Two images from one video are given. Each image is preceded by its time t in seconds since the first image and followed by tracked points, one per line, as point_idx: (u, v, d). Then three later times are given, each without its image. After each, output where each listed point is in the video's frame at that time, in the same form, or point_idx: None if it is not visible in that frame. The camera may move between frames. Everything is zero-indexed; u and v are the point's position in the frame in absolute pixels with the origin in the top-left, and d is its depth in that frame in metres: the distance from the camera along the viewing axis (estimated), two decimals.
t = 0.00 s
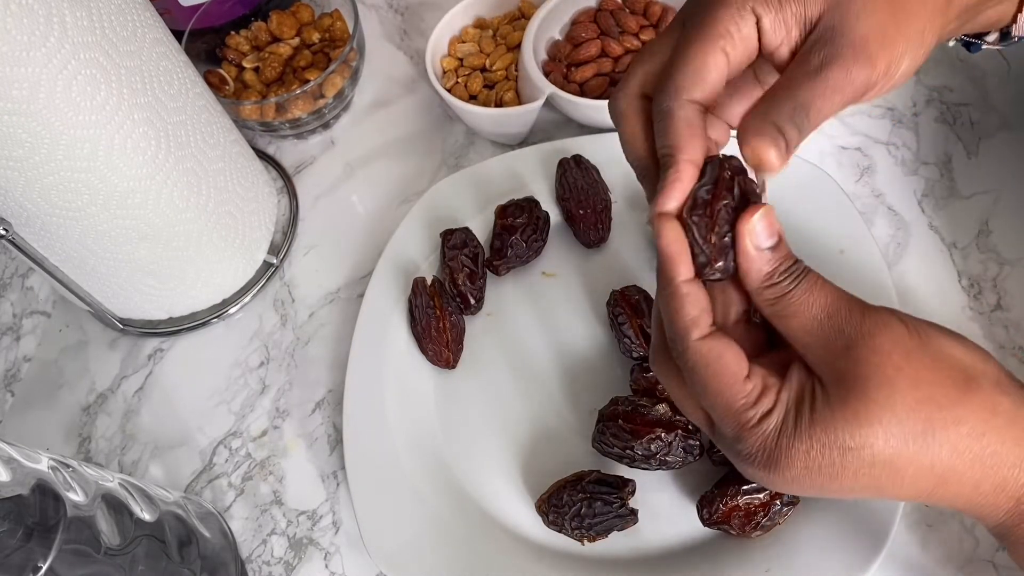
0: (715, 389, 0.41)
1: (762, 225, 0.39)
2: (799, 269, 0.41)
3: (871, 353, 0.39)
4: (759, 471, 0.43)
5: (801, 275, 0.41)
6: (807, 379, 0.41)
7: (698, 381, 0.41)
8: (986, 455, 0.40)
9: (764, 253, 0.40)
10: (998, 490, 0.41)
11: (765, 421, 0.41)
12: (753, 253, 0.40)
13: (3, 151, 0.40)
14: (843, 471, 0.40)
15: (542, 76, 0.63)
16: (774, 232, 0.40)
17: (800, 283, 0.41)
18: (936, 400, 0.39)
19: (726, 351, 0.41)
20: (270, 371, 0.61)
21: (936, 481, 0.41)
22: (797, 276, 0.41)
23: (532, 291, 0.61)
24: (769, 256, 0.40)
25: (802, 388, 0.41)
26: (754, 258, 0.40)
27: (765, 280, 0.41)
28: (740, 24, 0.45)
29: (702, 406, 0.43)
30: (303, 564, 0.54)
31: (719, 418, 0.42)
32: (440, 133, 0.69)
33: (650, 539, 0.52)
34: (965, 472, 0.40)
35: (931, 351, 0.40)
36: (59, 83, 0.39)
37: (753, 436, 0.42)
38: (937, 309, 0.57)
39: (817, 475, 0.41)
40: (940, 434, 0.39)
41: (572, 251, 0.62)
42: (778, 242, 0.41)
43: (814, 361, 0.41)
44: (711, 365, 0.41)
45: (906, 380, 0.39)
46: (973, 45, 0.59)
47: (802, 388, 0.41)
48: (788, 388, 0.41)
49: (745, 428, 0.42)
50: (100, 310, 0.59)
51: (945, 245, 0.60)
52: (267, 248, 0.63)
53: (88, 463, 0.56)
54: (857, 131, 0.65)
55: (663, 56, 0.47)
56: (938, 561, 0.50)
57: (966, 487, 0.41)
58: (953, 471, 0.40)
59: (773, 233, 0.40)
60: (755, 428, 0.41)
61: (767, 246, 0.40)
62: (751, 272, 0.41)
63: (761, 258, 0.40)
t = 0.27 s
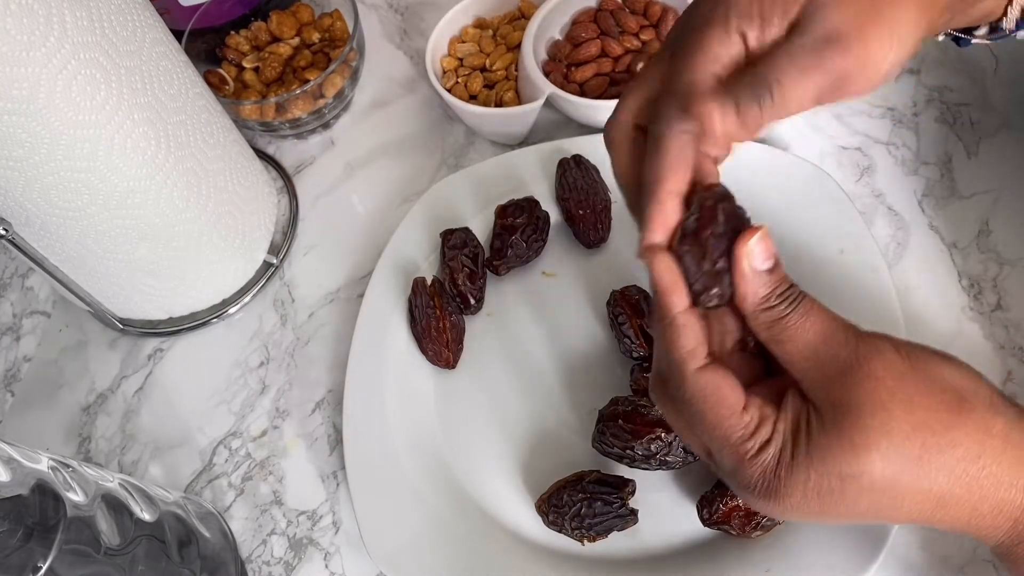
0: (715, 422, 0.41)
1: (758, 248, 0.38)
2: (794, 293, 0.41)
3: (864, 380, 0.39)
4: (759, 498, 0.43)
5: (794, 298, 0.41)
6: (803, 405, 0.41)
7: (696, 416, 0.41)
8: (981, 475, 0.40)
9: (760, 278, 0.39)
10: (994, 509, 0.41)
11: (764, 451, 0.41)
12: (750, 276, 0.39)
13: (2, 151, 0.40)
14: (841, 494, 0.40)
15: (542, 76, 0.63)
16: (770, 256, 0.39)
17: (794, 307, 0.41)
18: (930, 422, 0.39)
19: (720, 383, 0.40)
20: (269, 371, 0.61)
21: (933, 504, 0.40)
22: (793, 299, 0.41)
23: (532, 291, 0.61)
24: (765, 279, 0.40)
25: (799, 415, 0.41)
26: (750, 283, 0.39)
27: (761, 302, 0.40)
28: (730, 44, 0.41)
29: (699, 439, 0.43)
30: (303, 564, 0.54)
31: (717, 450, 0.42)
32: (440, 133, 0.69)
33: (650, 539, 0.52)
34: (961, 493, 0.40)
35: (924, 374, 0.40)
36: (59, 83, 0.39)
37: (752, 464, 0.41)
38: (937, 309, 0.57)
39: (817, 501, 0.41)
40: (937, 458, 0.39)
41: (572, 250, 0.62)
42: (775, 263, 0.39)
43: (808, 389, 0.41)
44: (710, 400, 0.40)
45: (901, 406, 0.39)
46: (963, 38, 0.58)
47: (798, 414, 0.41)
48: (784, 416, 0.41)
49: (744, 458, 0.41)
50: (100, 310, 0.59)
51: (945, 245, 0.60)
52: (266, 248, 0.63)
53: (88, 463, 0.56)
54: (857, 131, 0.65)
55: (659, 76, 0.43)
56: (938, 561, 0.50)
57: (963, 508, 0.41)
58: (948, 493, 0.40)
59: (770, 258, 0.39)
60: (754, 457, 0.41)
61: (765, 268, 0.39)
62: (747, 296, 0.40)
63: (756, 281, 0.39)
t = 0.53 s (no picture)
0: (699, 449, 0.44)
1: (766, 251, 0.39)
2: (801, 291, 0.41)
3: (869, 380, 0.41)
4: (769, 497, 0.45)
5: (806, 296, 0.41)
6: (800, 400, 0.43)
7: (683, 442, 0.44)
8: (984, 467, 0.42)
9: (767, 278, 0.40)
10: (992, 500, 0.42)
11: (758, 456, 0.43)
12: (753, 270, 0.40)
13: (2, 151, 0.40)
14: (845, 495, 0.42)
15: (541, 76, 0.63)
16: (777, 253, 0.40)
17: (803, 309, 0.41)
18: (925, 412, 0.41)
19: (689, 416, 0.44)
20: (269, 371, 0.61)
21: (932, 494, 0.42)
22: (800, 298, 0.41)
23: (532, 291, 0.61)
24: (772, 280, 0.41)
25: (795, 416, 0.43)
26: (755, 285, 0.41)
27: (767, 301, 0.41)
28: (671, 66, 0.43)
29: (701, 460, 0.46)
30: (303, 564, 0.54)
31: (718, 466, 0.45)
32: (440, 133, 0.69)
33: (650, 539, 0.52)
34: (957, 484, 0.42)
35: (928, 372, 0.42)
36: (59, 83, 0.39)
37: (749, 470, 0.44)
38: (937, 309, 0.57)
39: (820, 501, 0.43)
40: (940, 452, 0.41)
41: (571, 251, 0.62)
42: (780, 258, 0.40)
43: (813, 386, 0.42)
44: (685, 418, 0.44)
45: (903, 407, 0.40)
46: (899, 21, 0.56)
47: (794, 414, 0.43)
48: (779, 418, 0.43)
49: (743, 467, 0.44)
50: (100, 310, 0.59)
51: (945, 245, 0.60)
52: (266, 248, 0.63)
53: (88, 463, 0.56)
54: (857, 131, 0.65)
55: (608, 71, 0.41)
56: (938, 561, 0.50)
57: (966, 498, 0.43)
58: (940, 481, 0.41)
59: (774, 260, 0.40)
60: (754, 468, 0.44)
61: (770, 269, 0.40)
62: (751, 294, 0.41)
63: (769, 280, 0.40)
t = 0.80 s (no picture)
0: (726, 524, 0.43)
1: (691, 403, 0.38)
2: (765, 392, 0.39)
3: (869, 435, 0.39)
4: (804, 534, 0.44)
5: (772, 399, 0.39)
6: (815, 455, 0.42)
7: (710, 527, 0.43)
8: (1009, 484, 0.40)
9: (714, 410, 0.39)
10: None
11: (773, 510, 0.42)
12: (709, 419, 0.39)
13: (3, 151, 0.40)
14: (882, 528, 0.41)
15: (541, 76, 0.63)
16: (708, 386, 0.38)
17: (775, 419, 0.40)
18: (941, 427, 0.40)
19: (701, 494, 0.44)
20: (270, 371, 0.61)
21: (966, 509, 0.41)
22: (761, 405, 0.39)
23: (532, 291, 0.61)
24: (719, 405, 0.39)
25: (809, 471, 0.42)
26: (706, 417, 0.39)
27: (744, 418, 0.40)
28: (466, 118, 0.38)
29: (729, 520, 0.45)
30: (303, 564, 0.54)
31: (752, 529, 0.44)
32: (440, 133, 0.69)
33: (650, 538, 0.52)
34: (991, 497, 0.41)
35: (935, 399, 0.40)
36: (59, 83, 0.39)
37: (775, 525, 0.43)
38: (936, 309, 0.57)
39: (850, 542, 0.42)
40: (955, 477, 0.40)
41: (571, 251, 0.62)
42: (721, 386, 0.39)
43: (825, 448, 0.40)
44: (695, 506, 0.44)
45: (908, 451, 0.39)
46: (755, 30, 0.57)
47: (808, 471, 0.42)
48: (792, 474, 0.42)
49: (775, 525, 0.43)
50: (99, 310, 0.59)
51: (944, 245, 0.60)
52: (266, 248, 0.63)
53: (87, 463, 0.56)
54: (857, 131, 0.65)
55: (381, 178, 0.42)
56: (938, 561, 0.50)
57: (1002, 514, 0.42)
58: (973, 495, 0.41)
59: (708, 396, 0.38)
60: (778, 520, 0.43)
61: (711, 403, 0.38)
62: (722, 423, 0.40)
63: (715, 416, 0.39)
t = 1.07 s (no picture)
0: (728, 549, 0.41)
1: (686, 424, 0.37)
2: (770, 420, 0.37)
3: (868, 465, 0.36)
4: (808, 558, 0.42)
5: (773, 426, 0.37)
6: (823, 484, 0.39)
7: (711, 550, 0.42)
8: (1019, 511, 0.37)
9: (715, 433, 0.37)
10: None
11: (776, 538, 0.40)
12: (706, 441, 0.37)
13: (3, 151, 0.40)
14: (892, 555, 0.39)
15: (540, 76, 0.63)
16: (706, 408, 0.37)
17: (780, 446, 0.37)
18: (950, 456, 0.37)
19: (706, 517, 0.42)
20: (270, 371, 0.61)
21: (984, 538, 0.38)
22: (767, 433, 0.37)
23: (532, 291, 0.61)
24: (722, 429, 0.37)
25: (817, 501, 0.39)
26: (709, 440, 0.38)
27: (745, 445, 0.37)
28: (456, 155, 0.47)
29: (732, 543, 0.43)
30: (303, 564, 0.54)
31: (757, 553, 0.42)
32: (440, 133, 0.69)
33: (649, 538, 0.52)
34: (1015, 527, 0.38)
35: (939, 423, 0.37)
36: (59, 83, 0.39)
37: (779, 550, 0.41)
38: (935, 308, 0.58)
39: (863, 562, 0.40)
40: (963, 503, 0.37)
41: (571, 251, 0.62)
42: (724, 409, 0.37)
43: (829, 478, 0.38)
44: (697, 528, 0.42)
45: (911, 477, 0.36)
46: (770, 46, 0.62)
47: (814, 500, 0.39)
48: (799, 502, 0.40)
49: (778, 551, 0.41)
50: (100, 310, 0.60)
51: (944, 245, 0.60)
52: (266, 248, 0.63)
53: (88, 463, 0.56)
54: (856, 131, 0.65)
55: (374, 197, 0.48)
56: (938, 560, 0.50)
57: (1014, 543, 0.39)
58: (993, 527, 0.38)
59: (709, 419, 0.37)
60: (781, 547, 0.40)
61: (713, 425, 0.37)
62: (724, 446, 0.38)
63: (714, 439, 0.37)
